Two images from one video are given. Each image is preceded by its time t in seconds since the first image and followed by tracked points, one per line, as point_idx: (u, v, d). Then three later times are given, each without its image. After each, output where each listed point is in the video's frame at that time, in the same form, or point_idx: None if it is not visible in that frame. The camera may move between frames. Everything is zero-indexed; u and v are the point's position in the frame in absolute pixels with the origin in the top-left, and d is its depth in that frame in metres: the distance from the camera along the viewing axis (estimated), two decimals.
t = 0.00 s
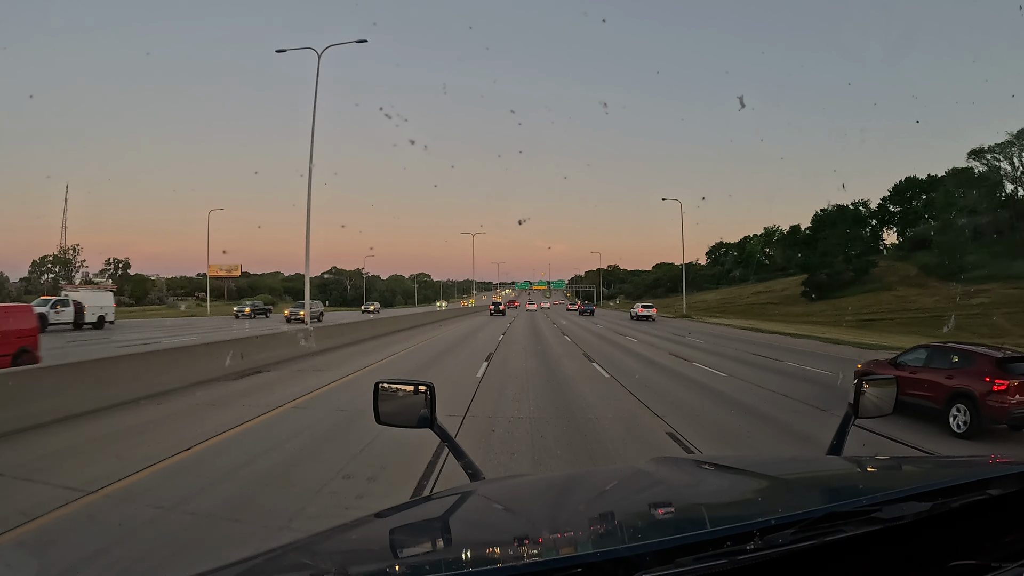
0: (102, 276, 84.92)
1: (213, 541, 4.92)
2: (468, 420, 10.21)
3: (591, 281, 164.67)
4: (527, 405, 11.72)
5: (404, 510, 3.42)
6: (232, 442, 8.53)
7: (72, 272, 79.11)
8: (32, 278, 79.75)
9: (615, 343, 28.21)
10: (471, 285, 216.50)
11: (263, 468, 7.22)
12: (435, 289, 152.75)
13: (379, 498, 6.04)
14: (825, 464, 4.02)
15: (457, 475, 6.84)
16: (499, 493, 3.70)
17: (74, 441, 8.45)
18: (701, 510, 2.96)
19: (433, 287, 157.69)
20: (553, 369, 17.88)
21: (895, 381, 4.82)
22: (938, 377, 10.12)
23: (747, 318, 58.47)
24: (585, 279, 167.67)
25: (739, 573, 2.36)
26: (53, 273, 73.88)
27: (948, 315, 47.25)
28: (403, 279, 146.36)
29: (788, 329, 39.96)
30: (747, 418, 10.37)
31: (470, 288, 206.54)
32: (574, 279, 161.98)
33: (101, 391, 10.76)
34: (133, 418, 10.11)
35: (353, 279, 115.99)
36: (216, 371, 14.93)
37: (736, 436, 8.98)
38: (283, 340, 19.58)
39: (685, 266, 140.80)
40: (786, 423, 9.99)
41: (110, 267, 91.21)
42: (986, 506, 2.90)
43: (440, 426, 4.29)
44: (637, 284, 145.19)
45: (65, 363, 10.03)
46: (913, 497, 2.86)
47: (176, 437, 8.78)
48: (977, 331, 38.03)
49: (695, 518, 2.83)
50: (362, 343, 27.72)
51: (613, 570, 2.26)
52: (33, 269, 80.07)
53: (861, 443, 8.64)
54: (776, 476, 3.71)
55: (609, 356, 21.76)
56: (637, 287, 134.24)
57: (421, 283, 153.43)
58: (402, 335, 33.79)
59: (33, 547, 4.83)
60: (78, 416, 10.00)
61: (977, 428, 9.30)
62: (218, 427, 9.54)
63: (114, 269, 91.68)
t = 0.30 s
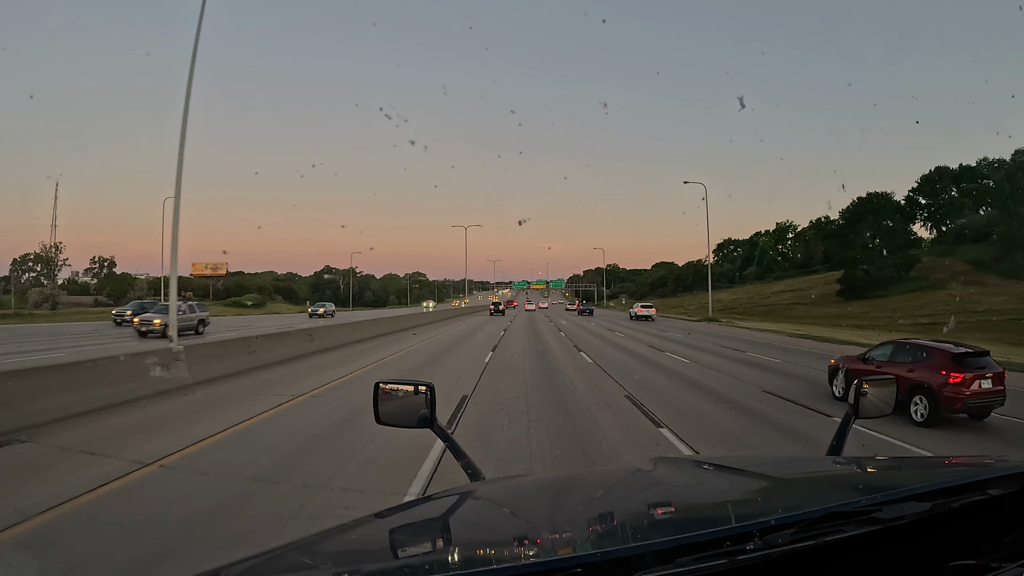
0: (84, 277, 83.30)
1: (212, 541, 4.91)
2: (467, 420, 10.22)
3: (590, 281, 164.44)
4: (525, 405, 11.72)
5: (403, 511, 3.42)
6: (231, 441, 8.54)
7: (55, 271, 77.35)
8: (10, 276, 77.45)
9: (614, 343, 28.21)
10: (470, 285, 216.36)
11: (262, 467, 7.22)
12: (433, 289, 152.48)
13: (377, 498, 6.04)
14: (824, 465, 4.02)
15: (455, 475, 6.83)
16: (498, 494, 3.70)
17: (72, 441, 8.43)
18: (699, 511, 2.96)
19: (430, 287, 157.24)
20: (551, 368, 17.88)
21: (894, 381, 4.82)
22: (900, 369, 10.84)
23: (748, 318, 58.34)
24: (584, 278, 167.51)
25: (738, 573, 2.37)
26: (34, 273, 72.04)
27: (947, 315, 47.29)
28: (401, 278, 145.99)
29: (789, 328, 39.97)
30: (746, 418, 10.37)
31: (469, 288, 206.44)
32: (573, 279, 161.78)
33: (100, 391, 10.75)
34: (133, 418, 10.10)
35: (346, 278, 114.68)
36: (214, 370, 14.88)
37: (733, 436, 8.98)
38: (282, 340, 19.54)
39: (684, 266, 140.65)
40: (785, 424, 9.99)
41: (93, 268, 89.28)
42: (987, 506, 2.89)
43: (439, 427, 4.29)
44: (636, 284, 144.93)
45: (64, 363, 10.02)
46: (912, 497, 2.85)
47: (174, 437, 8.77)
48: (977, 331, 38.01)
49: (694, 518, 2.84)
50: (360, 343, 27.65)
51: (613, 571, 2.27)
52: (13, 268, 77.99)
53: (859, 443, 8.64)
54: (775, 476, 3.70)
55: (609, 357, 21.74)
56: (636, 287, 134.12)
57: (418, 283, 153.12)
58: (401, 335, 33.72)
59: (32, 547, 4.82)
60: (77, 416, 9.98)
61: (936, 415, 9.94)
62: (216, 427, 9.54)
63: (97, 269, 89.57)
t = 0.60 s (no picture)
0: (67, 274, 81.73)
1: (210, 541, 4.91)
2: (466, 420, 10.22)
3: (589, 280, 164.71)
4: (524, 405, 11.70)
5: (402, 511, 3.42)
6: (231, 441, 8.54)
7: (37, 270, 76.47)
8: None
9: (613, 343, 28.23)
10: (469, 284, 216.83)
11: (260, 467, 7.21)
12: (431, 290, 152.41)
13: (375, 498, 6.03)
14: (823, 465, 4.02)
15: (454, 475, 6.84)
16: (498, 494, 3.70)
17: (71, 441, 8.44)
18: (698, 510, 2.96)
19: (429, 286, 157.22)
20: (550, 369, 17.87)
21: (894, 381, 4.82)
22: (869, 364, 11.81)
23: (747, 318, 58.34)
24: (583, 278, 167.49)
25: (738, 573, 2.37)
26: (16, 272, 70.84)
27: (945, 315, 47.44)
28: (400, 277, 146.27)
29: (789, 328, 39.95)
30: (745, 419, 10.38)
31: (468, 287, 207.09)
32: (572, 279, 161.86)
33: (99, 392, 10.74)
34: (133, 418, 10.10)
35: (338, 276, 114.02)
36: (214, 370, 14.88)
37: (731, 437, 8.98)
38: (282, 340, 19.61)
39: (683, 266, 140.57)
40: (784, 424, 10.00)
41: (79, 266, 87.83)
42: (986, 507, 2.89)
43: (438, 427, 4.29)
44: (635, 284, 144.83)
45: (64, 363, 10.02)
46: (912, 498, 2.86)
47: (173, 437, 8.77)
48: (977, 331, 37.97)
49: (693, 518, 2.84)
50: (360, 343, 27.67)
51: (613, 570, 2.27)
52: None
53: (859, 443, 8.66)
54: (773, 476, 3.71)
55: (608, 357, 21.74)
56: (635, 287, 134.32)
57: (417, 283, 153.07)
58: (400, 335, 33.75)
59: (32, 547, 4.82)
60: (76, 416, 9.98)
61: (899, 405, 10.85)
62: (215, 426, 9.54)
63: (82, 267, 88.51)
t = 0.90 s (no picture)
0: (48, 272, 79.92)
1: (208, 540, 4.91)
2: (464, 420, 10.22)
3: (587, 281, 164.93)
4: (521, 405, 11.71)
5: (401, 511, 3.41)
6: (229, 441, 8.53)
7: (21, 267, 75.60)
8: None
9: (611, 343, 28.26)
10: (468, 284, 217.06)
11: (259, 466, 7.22)
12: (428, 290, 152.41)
13: (373, 497, 6.04)
14: (822, 464, 4.02)
15: (451, 475, 6.85)
16: (496, 494, 3.70)
17: (69, 440, 8.43)
18: (697, 511, 2.96)
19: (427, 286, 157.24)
20: (547, 369, 17.90)
21: (893, 382, 4.82)
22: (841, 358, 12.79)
23: (745, 318, 58.43)
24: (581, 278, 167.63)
25: (737, 573, 2.37)
26: None
27: (944, 315, 47.45)
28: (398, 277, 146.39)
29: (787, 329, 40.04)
30: (742, 419, 10.40)
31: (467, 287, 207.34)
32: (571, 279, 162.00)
33: (98, 391, 10.72)
34: (132, 417, 10.09)
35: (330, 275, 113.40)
36: (213, 370, 14.86)
37: (728, 437, 9.00)
38: (281, 340, 19.63)
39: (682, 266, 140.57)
40: (781, 424, 10.01)
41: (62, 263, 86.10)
42: (984, 506, 2.90)
43: (437, 426, 4.29)
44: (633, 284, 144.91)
45: (63, 362, 10.02)
46: (910, 497, 2.86)
47: (172, 436, 8.76)
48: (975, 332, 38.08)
49: (691, 517, 2.85)
50: (358, 343, 27.68)
51: (612, 570, 2.27)
52: None
53: (858, 443, 8.68)
54: (772, 476, 3.71)
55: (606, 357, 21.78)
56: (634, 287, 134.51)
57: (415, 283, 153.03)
58: (399, 335, 33.78)
59: (31, 545, 4.82)
60: (74, 415, 9.97)
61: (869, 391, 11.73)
62: (213, 426, 9.53)
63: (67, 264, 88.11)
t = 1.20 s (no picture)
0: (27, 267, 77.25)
1: (208, 541, 4.91)
2: (462, 420, 10.24)
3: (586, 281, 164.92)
4: (519, 405, 11.71)
5: (401, 512, 3.41)
6: (226, 441, 8.51)
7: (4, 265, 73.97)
8: None
9: (609, 343, 28.29)
10: (467, 284, 217.07)
11: (258, 467, 7.21)
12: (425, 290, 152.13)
13: (372, 498, 6.03)
14: (822, 464, 4.02)
15: (448, 475, 6.86)
16: (494, 495, 3.70)
17: (67, 441, 8.41)
18: (694, 510, 2.97)
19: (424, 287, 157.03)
20: (546, 369, 17.92)
21: (891, 381, 4.83)
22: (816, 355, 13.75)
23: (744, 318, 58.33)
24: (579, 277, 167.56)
25: (737, 573, 2.36)
26: None
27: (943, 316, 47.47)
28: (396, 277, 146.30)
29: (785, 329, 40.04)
30: (739, 419, 10.42)
31: (464, 287, 208.04)
32: (569, 279, 161.91)
33: (95, 393, 10.68)
34: (130, 418, 10.06)
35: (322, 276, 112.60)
36: (211, 370, 14.84)
37: (725, 437, 9.03)
38: (279, 340, 19.62)
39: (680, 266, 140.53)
40: (778, 424, 10.03)
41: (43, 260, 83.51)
42: (984, 505, 2.89)
43: (437, 427, 4.28)
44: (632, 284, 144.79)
45: (61, 363, 10.00)
46: (911, 496, 2.86)
47: (169, 437, 8.75)
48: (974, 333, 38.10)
49: (690, 517, 2.85)
50: (357, 343, 27.65)
51: (612, 570, 2.26)
52: None
53: (857, 443, 8.67)
54: (770, 475, 3.70)
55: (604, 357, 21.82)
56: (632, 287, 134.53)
57: (412, 284, 152.74)
58: (397, 335, 33.77)
59: (27, 547, 4.80)
60: (72, 416, 9.95)
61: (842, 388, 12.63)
62: (212, 426, 9.53)
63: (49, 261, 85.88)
